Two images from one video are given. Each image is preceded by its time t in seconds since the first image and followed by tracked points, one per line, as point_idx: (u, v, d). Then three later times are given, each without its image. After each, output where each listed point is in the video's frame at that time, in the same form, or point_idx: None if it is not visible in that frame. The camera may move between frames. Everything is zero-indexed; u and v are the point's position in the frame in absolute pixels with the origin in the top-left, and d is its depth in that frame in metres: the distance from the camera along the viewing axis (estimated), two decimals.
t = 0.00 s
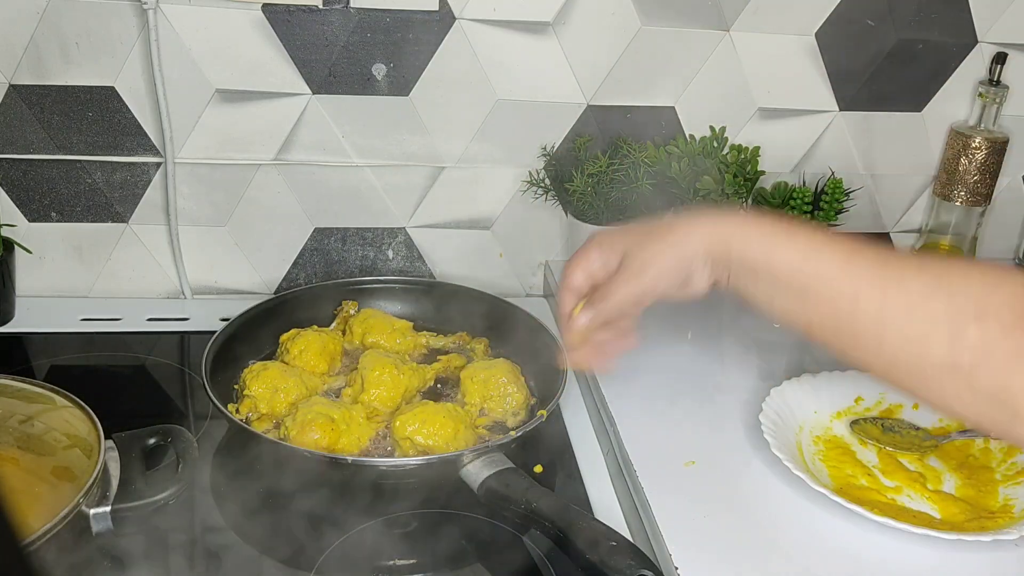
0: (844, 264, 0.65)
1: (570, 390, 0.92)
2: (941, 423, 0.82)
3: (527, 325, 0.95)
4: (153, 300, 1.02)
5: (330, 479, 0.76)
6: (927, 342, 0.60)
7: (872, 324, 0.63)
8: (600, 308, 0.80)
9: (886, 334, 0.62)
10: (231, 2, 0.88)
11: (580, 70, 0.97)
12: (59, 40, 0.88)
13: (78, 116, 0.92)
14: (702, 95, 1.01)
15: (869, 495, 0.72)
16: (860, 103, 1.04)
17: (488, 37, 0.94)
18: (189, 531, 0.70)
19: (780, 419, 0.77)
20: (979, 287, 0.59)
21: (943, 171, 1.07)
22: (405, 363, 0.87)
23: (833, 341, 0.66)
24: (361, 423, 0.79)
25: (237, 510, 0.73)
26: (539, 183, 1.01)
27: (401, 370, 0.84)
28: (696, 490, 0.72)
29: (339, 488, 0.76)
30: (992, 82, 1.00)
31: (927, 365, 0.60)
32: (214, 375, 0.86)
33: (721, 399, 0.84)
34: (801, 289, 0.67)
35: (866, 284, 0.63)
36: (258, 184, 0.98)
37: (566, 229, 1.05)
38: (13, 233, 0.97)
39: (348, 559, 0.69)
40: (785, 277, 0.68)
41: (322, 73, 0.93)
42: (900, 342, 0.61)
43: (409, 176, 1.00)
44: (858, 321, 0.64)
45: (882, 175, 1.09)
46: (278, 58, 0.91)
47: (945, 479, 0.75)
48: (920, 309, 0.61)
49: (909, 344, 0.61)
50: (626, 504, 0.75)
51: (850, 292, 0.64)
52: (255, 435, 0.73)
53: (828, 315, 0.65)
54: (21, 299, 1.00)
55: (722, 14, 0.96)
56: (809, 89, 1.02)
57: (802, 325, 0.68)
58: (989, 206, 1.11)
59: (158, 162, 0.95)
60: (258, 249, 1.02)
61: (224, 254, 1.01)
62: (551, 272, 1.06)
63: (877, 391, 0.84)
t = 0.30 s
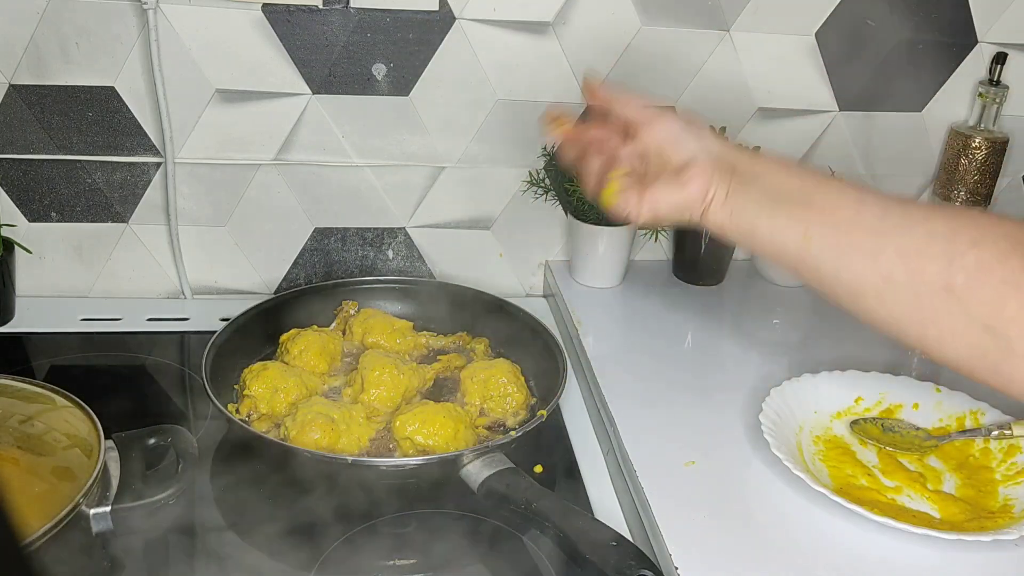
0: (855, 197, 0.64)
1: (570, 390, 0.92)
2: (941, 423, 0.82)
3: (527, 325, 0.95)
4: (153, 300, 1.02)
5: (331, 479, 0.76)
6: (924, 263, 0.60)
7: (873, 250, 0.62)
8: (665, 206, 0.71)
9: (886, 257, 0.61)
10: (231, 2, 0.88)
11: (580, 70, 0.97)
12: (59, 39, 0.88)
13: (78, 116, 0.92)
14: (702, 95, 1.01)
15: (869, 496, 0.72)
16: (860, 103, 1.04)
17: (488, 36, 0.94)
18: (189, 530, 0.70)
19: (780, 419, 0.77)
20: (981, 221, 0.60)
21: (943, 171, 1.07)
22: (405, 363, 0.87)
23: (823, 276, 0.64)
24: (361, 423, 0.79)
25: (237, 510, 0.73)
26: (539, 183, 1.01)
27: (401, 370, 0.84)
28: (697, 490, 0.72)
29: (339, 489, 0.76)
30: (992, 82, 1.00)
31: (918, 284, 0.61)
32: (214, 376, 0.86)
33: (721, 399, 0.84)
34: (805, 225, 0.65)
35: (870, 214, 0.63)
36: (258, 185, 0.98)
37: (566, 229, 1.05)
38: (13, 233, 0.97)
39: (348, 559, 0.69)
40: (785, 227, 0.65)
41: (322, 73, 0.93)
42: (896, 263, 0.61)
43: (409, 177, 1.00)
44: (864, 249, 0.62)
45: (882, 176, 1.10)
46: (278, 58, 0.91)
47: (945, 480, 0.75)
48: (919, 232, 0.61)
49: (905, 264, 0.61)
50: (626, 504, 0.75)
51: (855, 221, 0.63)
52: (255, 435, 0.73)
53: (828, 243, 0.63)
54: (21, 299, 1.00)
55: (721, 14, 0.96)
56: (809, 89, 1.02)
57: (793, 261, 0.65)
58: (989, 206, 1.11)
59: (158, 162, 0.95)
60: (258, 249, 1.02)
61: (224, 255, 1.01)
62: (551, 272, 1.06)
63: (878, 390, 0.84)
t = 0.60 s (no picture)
0: (879, 307, 0.58)
1: (570, 390, 0.92)
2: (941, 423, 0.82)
3: (528, 325, 0.95)
4: (153, 300, 1.02)
5: (331, 479, 0.76)
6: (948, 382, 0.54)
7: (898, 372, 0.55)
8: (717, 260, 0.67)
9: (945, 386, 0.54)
10: (231, 2, 0.88)
11: (580, 70, 0.97)
12: (59, 39, 0.88)
13: (78, 116, 0.92)
14: (703, 95, 1.01)
15: (869, 496, 0.72)
16: (860, 103, 1.04)
17: (488, 37, 0.94)
18: (189, 530, 0.70)
19: (780, 419, 0.77)
20: None
21: (943, 171, 1.07)
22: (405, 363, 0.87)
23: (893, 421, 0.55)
24: (361, 423, 0.79)
25: (237, 510, 0.73)
26: (539, 183, 1.01)
27: (401, 370, 0.84)
28: (696, 490, 0.72)
29: (340, 489, 0.76)
30: (992, 82, 1.01)
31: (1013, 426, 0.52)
32: (214, 376, 0.86)
33: (721, 399, 0.84)
34: (840, 336, 0.56)
35: (948, 350, 0.55)
36: (258, 184, 0.98)
37: (566, 229, 1.05)
38: (14, 233, 0.97)
39: (348, 559, 0.69)
40: (826, 310, 0.57)
41: (322, 73, 0.93)
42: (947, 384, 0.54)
43: (409, 176, 1.00)
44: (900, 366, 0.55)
45: (882, 176, 1.09)
46: (278, 58, 0.91)
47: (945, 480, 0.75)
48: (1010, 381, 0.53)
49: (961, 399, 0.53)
50: (626, 504, 0.75)
51: (941, 356, 0.55)
52: (255, 435, 0.73)
53: (919, 384, 0.54)
54: (21, 299, 1.00)
55: (721, 14, 0.96)
56: (809, 89, 1.02)
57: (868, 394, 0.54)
58: (989, 206, 1.11)
59: (158, 161, 0.95)
60: (258, 249, 1.02)
61: (224, 255, 1.01)
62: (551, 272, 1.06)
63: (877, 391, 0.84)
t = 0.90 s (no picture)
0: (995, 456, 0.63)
1: (570, 390, 0.92)
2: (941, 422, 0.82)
3: (528, 325, 0.95)
4: (153, 300, 1.02)
5: (330, 479, 0.76)
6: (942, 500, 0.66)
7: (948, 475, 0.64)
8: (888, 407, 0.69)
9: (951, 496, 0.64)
10: (231, 2, 0.88)
11: (580, 70, 0.97)
12: (60, 40, 0.88)
13: (78, 116, 0.92)
14: (702, 95, 1.01)
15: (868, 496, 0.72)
16: (860, 104, 1.04)
17: (488, 37, 0.94)
18: (189, 530, 0.70)
19: (780, 419, 0.78)
20: None
21: (943, 171, 1.07)
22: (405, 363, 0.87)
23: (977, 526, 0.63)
24: (361, 423, 0.79)
25: (237, 510, 0.73)
26: (539, 183, 1.01)
27: (401, 370, 0.84)
28: (697, 490, 0.72)
29: (339, 489, 0.76)
30: (992, 82, 1.00)
31: None
32: (214, 376, 0.86)
33: (722, 399, 0.84)
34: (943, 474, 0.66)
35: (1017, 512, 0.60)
36: (258, 184, 0.98)
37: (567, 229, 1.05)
38: (13, 233, 0.97)
39: (348, 559, 0.69)
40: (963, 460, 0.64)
41: (322, 73, 0.93)
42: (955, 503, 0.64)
43: (409, 176, 1.00)
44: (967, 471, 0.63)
45: (882, 176, 1.09)
46: (278, 58, 0.91)
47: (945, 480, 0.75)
48: None
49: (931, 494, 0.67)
50: (626, 504, 0.75)
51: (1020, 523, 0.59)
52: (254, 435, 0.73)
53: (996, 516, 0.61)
54: (21, 299, 1.00)
55: (721, 14, 0.96)
56: (809, 89, 1.02)
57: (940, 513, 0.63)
58: (989, 206, 1.11)
59: (158, 161, 0.95)
60: (258, 249, 1.02)
61: (224, 255, 1.01)
62: (551, 272, 1.06)
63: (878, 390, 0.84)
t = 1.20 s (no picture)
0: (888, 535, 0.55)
1: (570, 390, 0.92)
2: (941, 423, 0.81)
3: (527, 325, 0.95)
4: (153, 300, 1.02)
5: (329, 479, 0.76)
6: (838, 486, 0.69)
7: (936, 525, 0.59)
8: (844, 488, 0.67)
9: (845, 494, 0.65)
10: (230, 2, 0.88)
11: (580, 70, 0.97)
12: (59, 40, 0.88)
13: (78, 116, 0.92)
14: (702, 95, 1.01)
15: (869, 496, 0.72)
16: (860, 104, 1.04)
17: (488, 37, 0.94)
18: (189, 530, 0.70)
19: (780, 419, 0.77)
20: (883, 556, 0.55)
21: (943, 171, 1.07)
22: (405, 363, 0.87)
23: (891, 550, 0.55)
24: (361, 423, 0.79)
25: (237, 509, 0.73)
26: (539, 183, 1.01)
27: (401, 370, 0.84)
28: (696, 490, 0.72)
29: (339, 489, 0.76)
30: (992, 82, 1.00)
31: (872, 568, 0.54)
32: (214, 376, 0.86)
33: (722, 399, 0.84)
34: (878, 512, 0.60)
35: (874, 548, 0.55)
36: (258, 185, 0.98)
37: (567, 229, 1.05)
38: (13, 233, 0.97)
39: (348, 559, 0.69)
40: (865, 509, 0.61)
41: (322, 73, 0.93)
42: (851, 503, 0.64)
43: (409, 177, 1.00)
44: (891, 501, 0.66)
45: (882, 176, 1.09)
46: (278, 58, 0.91)
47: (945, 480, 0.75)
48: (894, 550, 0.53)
49: (839, 461, 0.71)
50: (626, 504, 0.75)
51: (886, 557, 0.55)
52: (254, 435, 0.73)
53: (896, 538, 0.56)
54: (21, 298, 1.00)
55: (721, 14, 0.96)
56: (809, 89, 1.02)
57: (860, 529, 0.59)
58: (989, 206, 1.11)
59: (158, 161, 0.95)
60: (258, 249, 1.02)
61: (224, 254, 1.01)
62: (551, 272, 1.06)
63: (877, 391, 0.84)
